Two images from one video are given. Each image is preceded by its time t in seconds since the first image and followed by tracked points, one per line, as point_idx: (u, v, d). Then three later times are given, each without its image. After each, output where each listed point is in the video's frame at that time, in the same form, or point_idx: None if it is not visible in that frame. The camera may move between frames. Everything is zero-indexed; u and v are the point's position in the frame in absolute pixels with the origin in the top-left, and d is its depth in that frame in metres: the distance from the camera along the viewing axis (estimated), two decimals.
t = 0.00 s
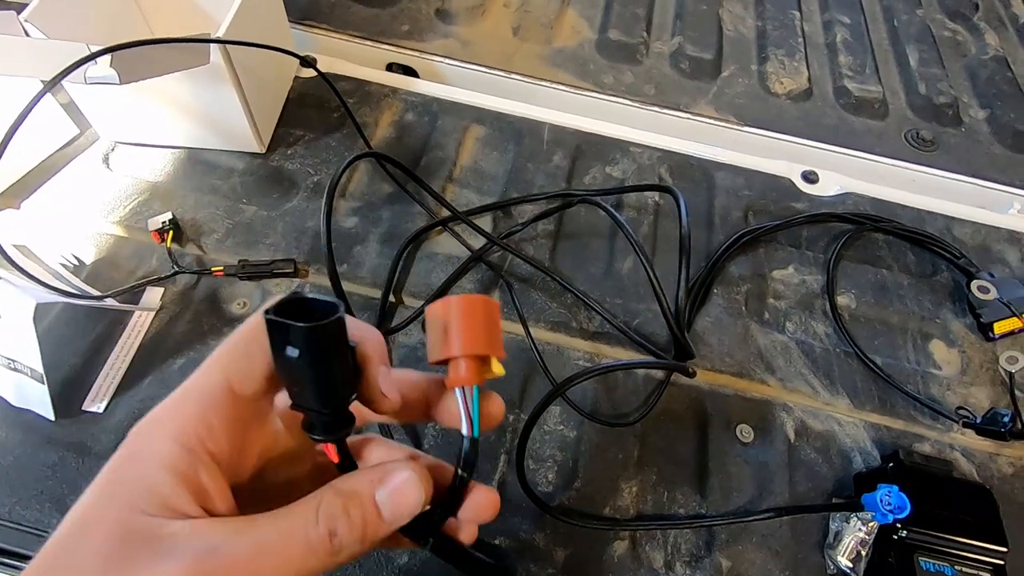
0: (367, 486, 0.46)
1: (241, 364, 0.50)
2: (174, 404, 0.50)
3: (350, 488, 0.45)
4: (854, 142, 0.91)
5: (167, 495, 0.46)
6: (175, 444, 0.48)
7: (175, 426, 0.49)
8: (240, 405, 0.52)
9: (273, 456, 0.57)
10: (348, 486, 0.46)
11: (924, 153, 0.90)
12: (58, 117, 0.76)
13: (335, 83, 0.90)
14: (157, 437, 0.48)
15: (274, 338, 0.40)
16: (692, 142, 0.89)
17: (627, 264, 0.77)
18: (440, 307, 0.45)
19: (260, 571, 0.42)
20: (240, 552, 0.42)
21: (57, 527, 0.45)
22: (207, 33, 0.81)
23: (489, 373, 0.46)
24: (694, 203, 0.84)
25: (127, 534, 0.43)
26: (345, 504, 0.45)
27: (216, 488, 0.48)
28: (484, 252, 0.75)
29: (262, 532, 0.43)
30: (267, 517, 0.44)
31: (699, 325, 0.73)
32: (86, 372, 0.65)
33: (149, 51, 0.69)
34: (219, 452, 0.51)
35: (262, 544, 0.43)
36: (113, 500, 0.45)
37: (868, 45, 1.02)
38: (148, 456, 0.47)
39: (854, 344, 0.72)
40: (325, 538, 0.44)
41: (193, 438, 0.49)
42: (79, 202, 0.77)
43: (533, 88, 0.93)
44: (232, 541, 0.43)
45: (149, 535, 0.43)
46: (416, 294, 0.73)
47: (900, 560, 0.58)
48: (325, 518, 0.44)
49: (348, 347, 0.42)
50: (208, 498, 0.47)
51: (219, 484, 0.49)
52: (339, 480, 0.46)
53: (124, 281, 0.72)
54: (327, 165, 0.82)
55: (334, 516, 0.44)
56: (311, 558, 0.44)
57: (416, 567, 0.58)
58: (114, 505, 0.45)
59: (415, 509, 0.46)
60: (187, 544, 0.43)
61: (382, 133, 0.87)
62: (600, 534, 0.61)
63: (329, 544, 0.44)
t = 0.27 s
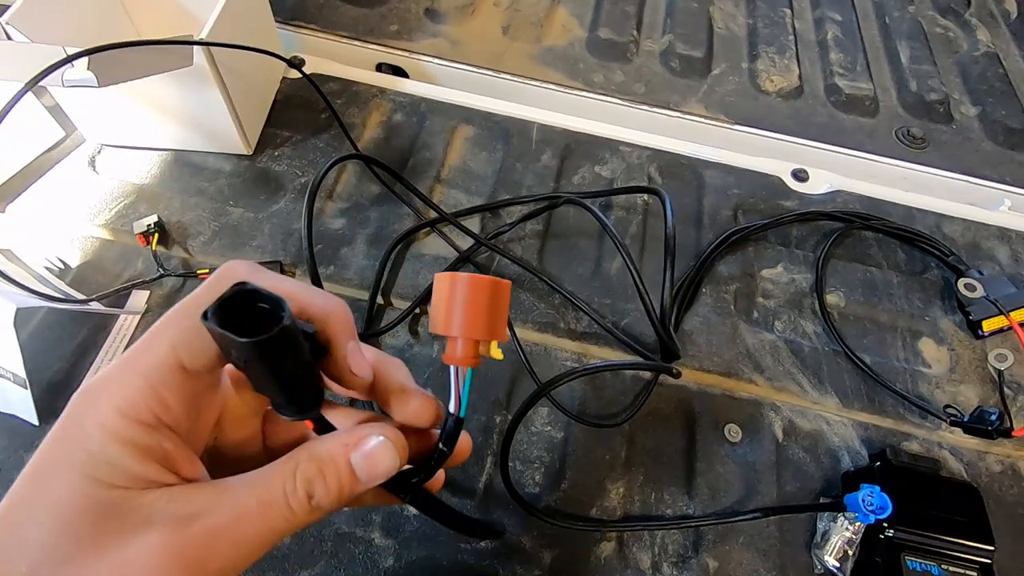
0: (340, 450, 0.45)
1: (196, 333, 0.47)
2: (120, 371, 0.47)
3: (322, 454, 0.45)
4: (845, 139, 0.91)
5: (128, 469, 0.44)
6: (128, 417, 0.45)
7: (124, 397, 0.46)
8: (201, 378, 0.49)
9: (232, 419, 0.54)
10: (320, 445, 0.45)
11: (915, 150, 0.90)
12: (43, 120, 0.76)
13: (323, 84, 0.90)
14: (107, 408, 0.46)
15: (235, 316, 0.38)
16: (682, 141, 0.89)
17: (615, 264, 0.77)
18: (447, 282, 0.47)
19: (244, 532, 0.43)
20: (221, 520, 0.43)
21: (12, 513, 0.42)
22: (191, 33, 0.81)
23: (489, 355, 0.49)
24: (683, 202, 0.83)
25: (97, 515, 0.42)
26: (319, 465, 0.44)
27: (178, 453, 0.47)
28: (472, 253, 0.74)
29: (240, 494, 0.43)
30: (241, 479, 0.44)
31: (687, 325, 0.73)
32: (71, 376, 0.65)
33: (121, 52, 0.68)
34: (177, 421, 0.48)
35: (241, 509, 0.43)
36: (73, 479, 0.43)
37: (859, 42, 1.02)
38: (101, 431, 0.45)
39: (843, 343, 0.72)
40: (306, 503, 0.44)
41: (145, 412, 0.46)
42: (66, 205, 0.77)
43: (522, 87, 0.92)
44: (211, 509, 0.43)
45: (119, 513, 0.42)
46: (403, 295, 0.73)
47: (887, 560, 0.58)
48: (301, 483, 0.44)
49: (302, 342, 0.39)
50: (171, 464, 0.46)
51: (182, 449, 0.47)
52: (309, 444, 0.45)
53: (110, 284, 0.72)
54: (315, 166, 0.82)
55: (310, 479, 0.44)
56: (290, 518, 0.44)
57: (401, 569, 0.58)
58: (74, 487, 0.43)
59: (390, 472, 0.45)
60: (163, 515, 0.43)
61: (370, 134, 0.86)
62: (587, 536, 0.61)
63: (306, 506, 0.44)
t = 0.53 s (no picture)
0: (396, 442, 0.48)
1: (265, 326, 0.48)
2: (181, 359, 0.47)
3: (382, 445, 0.47)
4: (843, 145, 0.92)
5: (198, 456, 0.44)
6: (198, 406, 0.45)
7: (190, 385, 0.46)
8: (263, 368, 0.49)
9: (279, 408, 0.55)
10: (379, 436, 0.47)
11: (912, 155, 0.91)
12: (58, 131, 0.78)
13: (330, 93, 0.92)
14: (172, 393, 0.45)
15: (316, 305, 0.41)
16: (683, 147, 0.90)
17: (618, 269, 0.78)
18: (500, 288, 0.53)
19: (312, 517, 0.45)
20: (292, 505, 0.44)
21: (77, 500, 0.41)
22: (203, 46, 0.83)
23: (534, 354, 0.55)
24: (684, 208, 0.85)
25: (172, 503, 0.42)
26: (379, 456, 0.47)
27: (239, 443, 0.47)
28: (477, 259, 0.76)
29: (310, 482, 0.45)
30: (308, 468, 0.46)
31: (689, 329, 0.74)
32: (87, 383, 0.67)
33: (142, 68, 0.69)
34: (241, 408, 0.48)
35: (311, 497, 0.45)
36: (145, 465, 0.42)
37: (856, 48, 1.03)
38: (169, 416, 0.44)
39: (842, 345, 0.73)
40: (366, 491, 0.47)
41: (213, 400, 0.46)
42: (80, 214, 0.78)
43: (525, 95, 0.94)
44: (283, 497, 0.44)
45: (193, 500, 0.43)
46: (410, 301, 0.75)
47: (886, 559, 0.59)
48: (365, 472, 0.46)
49: (374, 338, 0.42)
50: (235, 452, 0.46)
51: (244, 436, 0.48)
52: (368, 435, 0.47)
53: (123, 292, 0.73)
54: (322, 174, 0.84)
55: (371, 468, 0.47)
56: (351, 505, 0.47)
57: (411, 569, 0.60)
58: (146, 475, 0.42)
59: (437, 462, 0.49)
60: (239, 504, 0.43)
61: (376, 142, 0.88)
62: (592, 536, 0.62)
63: (366, 492, 0.47)
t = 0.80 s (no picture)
0: (429, 419, 0.46)
1: (318, 300, 0.52)
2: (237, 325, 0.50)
3: (414, 417, 0.46)
4: (847, 147, 0.93)
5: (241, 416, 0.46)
6: (245, 368, 0.48)
7: (241, 350, 0.49)
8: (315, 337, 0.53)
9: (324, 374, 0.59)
10: (413, 408, 0.46)
11: (916, 158, 0.92)
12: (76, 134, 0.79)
13: (340, 97, 0.93)
14: (222, 355, 0.48)
15: (416, 291, 0.44)
16: (688, 150, 0.91)
17: (625, 269, 0.80)
18: (520, 290, 0.55)
19: (340, 487, 0.45)
20: (317, 476, 0.45)
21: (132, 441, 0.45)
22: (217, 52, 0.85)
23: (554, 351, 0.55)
24: (690, 209, 0.86)
25: (207, 459, 0.45)
26: (409, 430, 0.46)
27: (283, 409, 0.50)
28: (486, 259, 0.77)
29: (338, 452, 0.45)
30: (341, 436, 0.46)
31: (695, 328, 0.75)
32: (105, 380, 0.68)
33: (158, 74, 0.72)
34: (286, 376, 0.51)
35: (338, 467, 0.45)
36: (189, 419, 0.46)
37: (859, 53, 1.04)
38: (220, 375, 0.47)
39: (847, 345, 0.74)
40: (395, 464, 0.46)
41: (261, 365, 0.49)
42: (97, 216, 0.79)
43: (532, 99, 0.95)
44: (312, 464, 0.45)
45: (228, 455, 0.45)
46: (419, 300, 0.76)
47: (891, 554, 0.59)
48: (393, 444, 0.46)
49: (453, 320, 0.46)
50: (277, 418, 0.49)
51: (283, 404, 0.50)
52: (400, 408, 0.46)
53: (139, 291, 0.75)
54: (333, 176, 0.85)
55: (400, 443, 0.46)
56: (381, 478, 0.46)
57: (422, 562, 0.61)
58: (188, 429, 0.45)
59: (476, 439, 0.47)
60: (267, 466, 0.45)
61: (386, 145, 0.89)
62: (600, 531, 0.63)
63: (396, 468, 0.46)
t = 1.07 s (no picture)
0: (405, 399, 0.46)
1: (304, 305, 0.53)
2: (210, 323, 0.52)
3: (387, 398, 0.46)
4: (842, 146, 0.93)
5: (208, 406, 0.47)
6: (217, 363, 0.50)
7: (212, 346, 0.50)
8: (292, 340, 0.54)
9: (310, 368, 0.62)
10: (387, 391, 0.46)
11: (911, 155, 0.92)
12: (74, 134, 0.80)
13: (335, 98, 0.93)
14: (195, 349, 0.50)
15: (410, 332, 0.48)
16: (683, 149, 0.91)
17: (618, 267, 0.80)
18: (509, 312, 0.54)
19: (313, 469, 0.44)
20: (288, 462, 0.44)
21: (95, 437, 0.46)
22: (214, 53, 0.85)
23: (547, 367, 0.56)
24: (684, 207, 0.86)
25: (175, 447, 0.45)
26: (383, 411, 0.46)
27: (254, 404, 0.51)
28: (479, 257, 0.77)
29: (312, 436, 0.45)
30: (315, 422, 0.46)
31: (689, 325, 0.75)
32: (97, 377, 0.68)
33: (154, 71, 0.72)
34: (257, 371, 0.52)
35: (309, 451, 0.44)
36: (155, 408, 0.46)
37: (855, 52, 1.04)
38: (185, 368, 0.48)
39: (841, 341, 0.74)
40: (369, 447, 0.45)
41: (232, 360, 0.50)
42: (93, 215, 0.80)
43: (527, 99, 0.95)
44: (284, 449, 0.45)
45: (196, 446, 0.45)
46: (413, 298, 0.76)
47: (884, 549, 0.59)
48: (368, 426, 0.45)
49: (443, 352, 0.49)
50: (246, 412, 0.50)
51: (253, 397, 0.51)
52: (375, 389, 0.46)
53: (133, 289, 0.75)
54: (327, 175, 0.85)
55: (376, 425, 0.45)
56: (356, 462, 0.45)
57: (413, 558, 0.60)
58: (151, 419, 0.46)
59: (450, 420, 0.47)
60: (237, 454, 0.45)
61: (381, 144, 0.89)
62: (592, 527, 0.63)
63: (373, 451, 0.46)
